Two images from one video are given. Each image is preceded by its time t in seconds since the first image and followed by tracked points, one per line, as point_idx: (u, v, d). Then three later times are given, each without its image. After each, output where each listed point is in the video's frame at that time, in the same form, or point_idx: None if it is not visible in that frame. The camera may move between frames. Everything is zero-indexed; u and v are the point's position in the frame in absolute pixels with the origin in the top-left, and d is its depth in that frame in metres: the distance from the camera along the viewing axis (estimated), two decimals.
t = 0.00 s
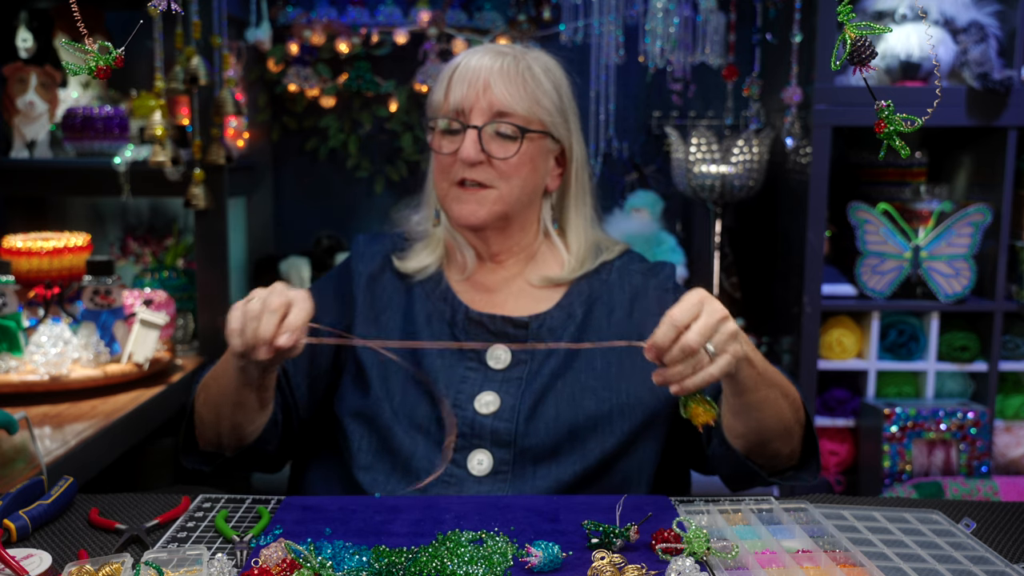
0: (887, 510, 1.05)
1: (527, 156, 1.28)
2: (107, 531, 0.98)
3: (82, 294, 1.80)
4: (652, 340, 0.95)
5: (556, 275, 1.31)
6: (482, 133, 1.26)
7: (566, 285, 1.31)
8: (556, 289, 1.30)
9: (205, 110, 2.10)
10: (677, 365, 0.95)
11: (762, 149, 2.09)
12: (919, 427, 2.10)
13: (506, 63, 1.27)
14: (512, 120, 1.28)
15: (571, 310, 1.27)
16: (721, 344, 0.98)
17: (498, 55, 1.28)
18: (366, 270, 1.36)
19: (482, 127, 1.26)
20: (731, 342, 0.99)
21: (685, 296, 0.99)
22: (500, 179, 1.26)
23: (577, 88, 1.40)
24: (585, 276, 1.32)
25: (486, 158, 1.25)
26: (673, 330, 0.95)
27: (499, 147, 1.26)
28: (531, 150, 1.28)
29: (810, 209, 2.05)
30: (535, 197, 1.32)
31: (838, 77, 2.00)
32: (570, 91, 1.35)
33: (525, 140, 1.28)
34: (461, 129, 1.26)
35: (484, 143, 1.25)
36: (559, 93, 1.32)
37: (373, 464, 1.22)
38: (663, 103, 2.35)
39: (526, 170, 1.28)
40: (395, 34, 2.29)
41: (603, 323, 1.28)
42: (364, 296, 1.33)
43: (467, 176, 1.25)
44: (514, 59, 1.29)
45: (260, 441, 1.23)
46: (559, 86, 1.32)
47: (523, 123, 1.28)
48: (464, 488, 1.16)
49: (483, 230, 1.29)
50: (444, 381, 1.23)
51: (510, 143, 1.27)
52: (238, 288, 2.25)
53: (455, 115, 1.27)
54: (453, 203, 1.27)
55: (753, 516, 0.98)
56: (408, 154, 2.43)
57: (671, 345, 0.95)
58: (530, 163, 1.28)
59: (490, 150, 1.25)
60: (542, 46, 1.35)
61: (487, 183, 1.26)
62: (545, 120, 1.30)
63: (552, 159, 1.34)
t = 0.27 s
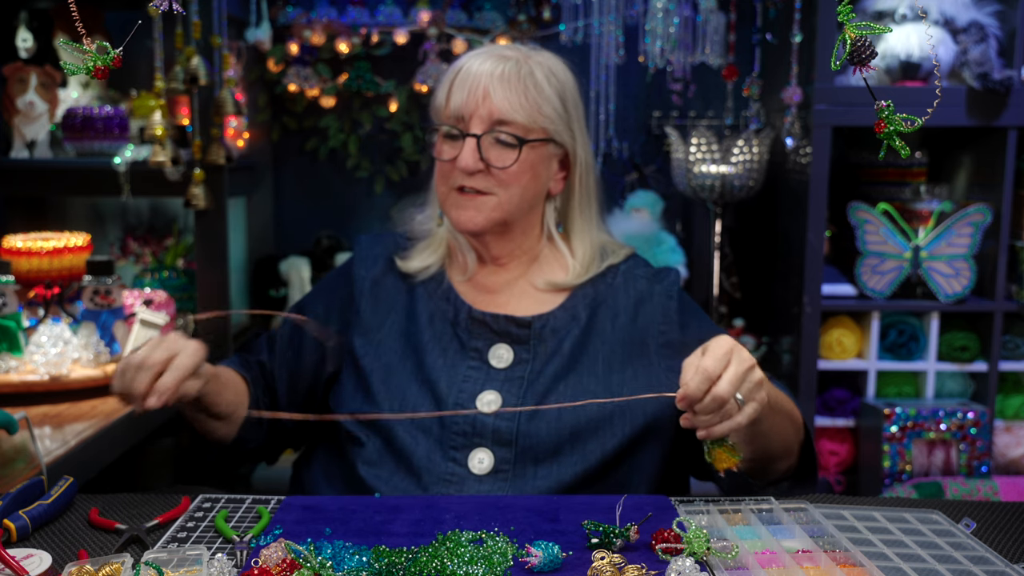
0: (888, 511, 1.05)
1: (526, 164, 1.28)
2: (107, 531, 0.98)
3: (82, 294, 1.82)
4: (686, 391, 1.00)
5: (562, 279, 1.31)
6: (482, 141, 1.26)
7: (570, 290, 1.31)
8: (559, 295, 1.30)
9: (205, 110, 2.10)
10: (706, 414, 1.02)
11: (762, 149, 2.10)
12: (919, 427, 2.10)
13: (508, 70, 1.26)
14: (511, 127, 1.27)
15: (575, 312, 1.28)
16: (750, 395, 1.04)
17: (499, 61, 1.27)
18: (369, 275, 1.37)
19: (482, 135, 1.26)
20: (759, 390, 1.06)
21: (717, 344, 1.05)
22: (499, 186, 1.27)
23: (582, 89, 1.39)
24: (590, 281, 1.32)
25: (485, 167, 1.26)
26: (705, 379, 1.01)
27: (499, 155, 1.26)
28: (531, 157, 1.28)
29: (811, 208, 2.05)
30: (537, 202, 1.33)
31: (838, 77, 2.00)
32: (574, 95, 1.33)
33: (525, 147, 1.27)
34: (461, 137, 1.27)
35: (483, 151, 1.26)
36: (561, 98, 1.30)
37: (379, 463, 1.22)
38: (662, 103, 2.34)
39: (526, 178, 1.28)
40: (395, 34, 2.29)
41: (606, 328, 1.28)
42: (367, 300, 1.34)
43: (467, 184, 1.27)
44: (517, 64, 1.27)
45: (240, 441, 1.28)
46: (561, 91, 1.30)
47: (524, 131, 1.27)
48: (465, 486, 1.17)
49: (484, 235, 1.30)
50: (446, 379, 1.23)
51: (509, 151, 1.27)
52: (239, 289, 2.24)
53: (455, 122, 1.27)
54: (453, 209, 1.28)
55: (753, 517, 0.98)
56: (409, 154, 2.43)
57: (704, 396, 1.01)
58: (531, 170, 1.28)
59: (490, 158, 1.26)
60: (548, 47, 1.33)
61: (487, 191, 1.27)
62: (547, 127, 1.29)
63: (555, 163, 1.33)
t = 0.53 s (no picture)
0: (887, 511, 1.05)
1: (520, 168, 1.27)
2: (107, 531, 0.98)
3: (82, 294, 1.82)
4: (652, 410, 0.98)
5: (558, 284, 1.31)
6: (475, 144, 1.25)
7: (567, 294, 1.30)
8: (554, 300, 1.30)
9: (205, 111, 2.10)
10: (671, 434, 0.99)
11: (762, 150, 2.09)
12: (919, 427, 2.10)
13: (503, 74, 1.27)
14: (503, 131, 1.27)
15: (573, 313, 1.27)
16: (720, 416, 1.01)
17: (491, 65, 1.27)
18: (370, 276, 1.36)
19: (475, 139, 1.26)
20: (732, 412, 1.02)
21: (691, 363, 1.01)
22: (490, 191, 1.25)
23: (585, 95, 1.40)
24: (590, 284, 1.32)
25: (477, 170, 1.25)
26: (672, 400, 0.98)
27: (492, 159, 1.26)
28: (524, 161, 1.28)
29: (810, 205, 2.05)
30: (533, 205, 1.32)
31: (838, 77, 2.00)
32: (569, 98, 1.32)
33: (518, 151, 1.27)
34: (455, 140, 1.27)
35: (476, 155, 1.25)
36: (554, 101, 1.30)
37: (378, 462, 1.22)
38: (662, 103, 2.35)
39: (519, 181, 1.27)
40: (395, 34, 2.29)
41: (605, 329, 1.27)
42: (368, 299, 1.34)
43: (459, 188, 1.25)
44: (513, 68, 1.28)
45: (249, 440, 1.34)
46: (558, 95, 1.30)
47: (518, 134, 1.27)
48: (457, 484, 1.16)
49: (478, 239, 1.29)
50: (441, 377, 1.23)
51: (502, 155, 1.26)
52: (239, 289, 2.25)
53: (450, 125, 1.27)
54: (445, 212, 1.26)
55: (753, 517, 0.98)
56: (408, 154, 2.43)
57: (671, 414, 0.99)
58: (523, 174, 1.27)
59: (483, 162, 1.25)
60: (547, 52, 1.34)
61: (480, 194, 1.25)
62: (542, 130, 1.29)
63: (552, 166, 1.34)
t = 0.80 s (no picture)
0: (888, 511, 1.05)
1: (515, 165, 1.27)
2: (107, 531, 0.98)
3: (83, 294, 1.85)
4: (617, 405, 0.97)
5: (555, 287, 1.30)
6: (470, 143, 1.25)
7: (564, 296, 1.30)
8: (553, 303, 1.30)
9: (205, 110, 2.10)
10: (633, 428, 0.98)
11: (762, 150, 2.09)
12: (919, 427, 2.10)
13: (495, 71, 1.26)
14: (498, 128, 1.26)
15: (571, 316, 1.28)
16: (684, 413, 1.00)
17: (482, 63, 1.27)
18: (366, 274, 1.36)
19: (469, 137, 1.25)
20: (696, 409, 1.01)
21: (658, 358, 1.01)
22: (488, 190, 1.25)
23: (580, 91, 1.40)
24: (589, 286, 1.31)
25: (473, 169, 1.24)
26: (637, 395, 0.97)
27: (487, 156, 1.26)
28: (519, 159, 1.28)
29: (810, 205, 2.05)
30: (530, 203, 1.32)
31: (839, 77, 2.00)
32: (563, 94, 1.32)
33: (513, 149, 1.27)
34: (449, 139, 1.26)
35: (471, 153, 1.25)
36: (548, 97, 1.30)
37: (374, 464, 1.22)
38: (662, 103, 2.35)
39: (515, 179, 1.27)
40: (395, 34, 2.29)
41: (603, 332, 1.27)
42: (364, 300, 1.33)
43: (455, 188, 1.25)
44: (504, 65, 1.27)
45: (261, 451, 1.27)
46: (551, 91, 1.30)
47: (512, 131, 1.27)
48: (457, 490, 1.16)
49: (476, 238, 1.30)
50: (441, 382, 1.23)
51: (497, 152, 1.26)
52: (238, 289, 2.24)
53: (443, 124, 1.27)
54: (441, 212, 1.26)
55: (753, 517, 0.98)
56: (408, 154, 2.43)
57: (635, 408, 0.98)
58: (519, 172, 1.28)
59: (478, 160, 1.25)
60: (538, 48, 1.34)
61: (476, 193, 1.25)
62: (536, 127, 1.29)
63: (547, 163, 1.34)
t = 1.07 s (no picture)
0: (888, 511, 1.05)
1: (508, 166, 1.26)
2: (107, 531, 0.98)
3: (83, 294, 1.83)
4: (598, 412, 0.98)
5: (555, 294, 1.30)
6: (460, 148, 1.25)
7: (568, 301, 1.29)
8: (555, 310, 1.29)
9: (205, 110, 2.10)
10: (615, 438, 0.99)
11: (762, 149, 2.09)
12: (919, 427, 2.10)
13: (480, 71, 1.25)
14: (488, 130, 1.26)
15: (575, 322, 1.27)
16: (666, 420, 1.01)
17: (468, 63, 1.25)
18: (367, 270, 1.36)
19: (460, 142, 1.25)
20: (678, 416, 1.02)
21: (639, 366, 1.02)
22: (481, 194, 1.25)
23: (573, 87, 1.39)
24: (593, 292, 1.31)
25: (465, 174, 1.24)
26: (619, 402, 0.98)
27: (479, 160, 1.25)
28: (512, 160, 1.27)
29: (811, 207, 2.05)
30: (526, 205, 1.32)
31: (839, 77, 2.00)
32: (553, 90, 1.31)
33: (505, 150, 1.26)
34: (439, 144, 1.26)
35: (462, 158, 1.24)
36: (538, 94, 1.28)
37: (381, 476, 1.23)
38: (662, 103, 2.35)
39: (509, 181, 1.27)
40: (395, 34, 2.29)
41: (607, 339, 1.28)
42: (368, 308, 1.33)
43: (447, 194, 1.25)
44: (490, 64, 1.26)
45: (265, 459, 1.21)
46: (540, 87, 1.28)
47: (502, 132, 1.26)
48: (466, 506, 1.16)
49: (472, 245, 1.29)
50: (446, 395, 1.23)
51: (488, 155, 1.25)
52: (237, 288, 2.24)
53: (431, 129, 1.26)
54: (436, 218, 1.26)
55: (753, 517, 0.98)
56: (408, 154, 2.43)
57: (616, 416, 0.98)
58: (513, 172, 1.27)
59: (470, 165, 1.24)
60: (525, 42, 1.32)
61: (470, 199, 1.25)
62: (527, 125, 1.28)
63: (542, 161, 1.33)
